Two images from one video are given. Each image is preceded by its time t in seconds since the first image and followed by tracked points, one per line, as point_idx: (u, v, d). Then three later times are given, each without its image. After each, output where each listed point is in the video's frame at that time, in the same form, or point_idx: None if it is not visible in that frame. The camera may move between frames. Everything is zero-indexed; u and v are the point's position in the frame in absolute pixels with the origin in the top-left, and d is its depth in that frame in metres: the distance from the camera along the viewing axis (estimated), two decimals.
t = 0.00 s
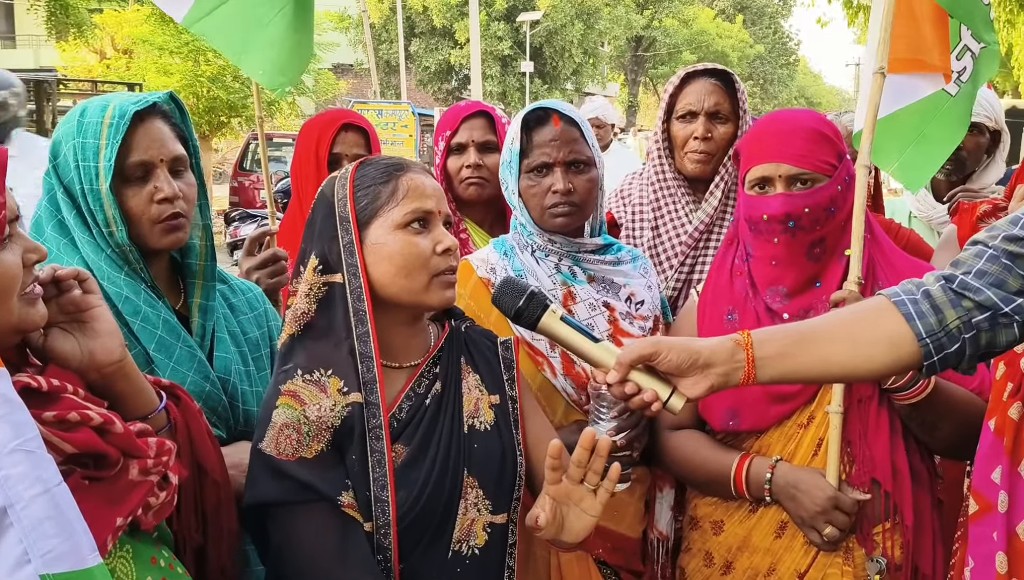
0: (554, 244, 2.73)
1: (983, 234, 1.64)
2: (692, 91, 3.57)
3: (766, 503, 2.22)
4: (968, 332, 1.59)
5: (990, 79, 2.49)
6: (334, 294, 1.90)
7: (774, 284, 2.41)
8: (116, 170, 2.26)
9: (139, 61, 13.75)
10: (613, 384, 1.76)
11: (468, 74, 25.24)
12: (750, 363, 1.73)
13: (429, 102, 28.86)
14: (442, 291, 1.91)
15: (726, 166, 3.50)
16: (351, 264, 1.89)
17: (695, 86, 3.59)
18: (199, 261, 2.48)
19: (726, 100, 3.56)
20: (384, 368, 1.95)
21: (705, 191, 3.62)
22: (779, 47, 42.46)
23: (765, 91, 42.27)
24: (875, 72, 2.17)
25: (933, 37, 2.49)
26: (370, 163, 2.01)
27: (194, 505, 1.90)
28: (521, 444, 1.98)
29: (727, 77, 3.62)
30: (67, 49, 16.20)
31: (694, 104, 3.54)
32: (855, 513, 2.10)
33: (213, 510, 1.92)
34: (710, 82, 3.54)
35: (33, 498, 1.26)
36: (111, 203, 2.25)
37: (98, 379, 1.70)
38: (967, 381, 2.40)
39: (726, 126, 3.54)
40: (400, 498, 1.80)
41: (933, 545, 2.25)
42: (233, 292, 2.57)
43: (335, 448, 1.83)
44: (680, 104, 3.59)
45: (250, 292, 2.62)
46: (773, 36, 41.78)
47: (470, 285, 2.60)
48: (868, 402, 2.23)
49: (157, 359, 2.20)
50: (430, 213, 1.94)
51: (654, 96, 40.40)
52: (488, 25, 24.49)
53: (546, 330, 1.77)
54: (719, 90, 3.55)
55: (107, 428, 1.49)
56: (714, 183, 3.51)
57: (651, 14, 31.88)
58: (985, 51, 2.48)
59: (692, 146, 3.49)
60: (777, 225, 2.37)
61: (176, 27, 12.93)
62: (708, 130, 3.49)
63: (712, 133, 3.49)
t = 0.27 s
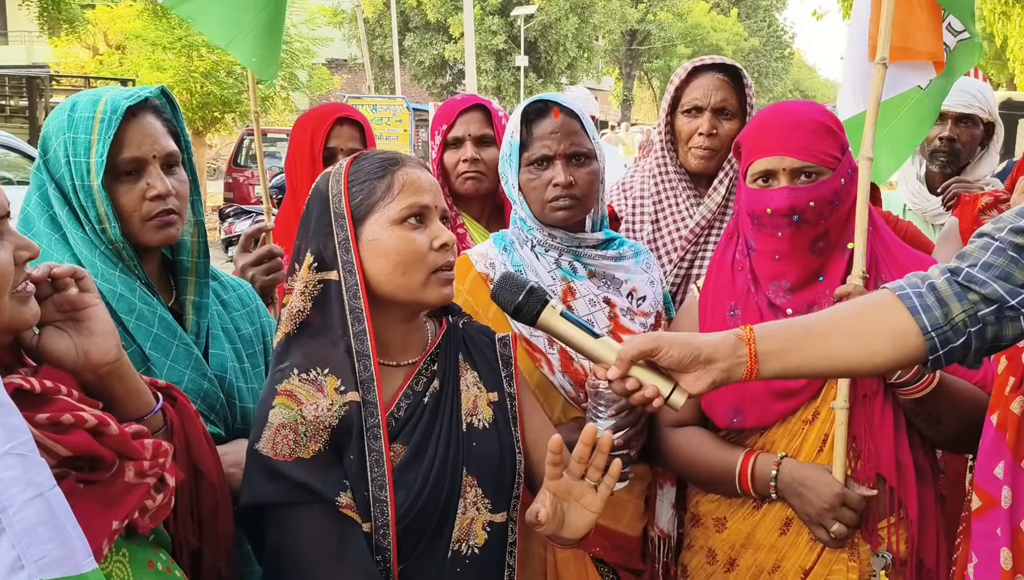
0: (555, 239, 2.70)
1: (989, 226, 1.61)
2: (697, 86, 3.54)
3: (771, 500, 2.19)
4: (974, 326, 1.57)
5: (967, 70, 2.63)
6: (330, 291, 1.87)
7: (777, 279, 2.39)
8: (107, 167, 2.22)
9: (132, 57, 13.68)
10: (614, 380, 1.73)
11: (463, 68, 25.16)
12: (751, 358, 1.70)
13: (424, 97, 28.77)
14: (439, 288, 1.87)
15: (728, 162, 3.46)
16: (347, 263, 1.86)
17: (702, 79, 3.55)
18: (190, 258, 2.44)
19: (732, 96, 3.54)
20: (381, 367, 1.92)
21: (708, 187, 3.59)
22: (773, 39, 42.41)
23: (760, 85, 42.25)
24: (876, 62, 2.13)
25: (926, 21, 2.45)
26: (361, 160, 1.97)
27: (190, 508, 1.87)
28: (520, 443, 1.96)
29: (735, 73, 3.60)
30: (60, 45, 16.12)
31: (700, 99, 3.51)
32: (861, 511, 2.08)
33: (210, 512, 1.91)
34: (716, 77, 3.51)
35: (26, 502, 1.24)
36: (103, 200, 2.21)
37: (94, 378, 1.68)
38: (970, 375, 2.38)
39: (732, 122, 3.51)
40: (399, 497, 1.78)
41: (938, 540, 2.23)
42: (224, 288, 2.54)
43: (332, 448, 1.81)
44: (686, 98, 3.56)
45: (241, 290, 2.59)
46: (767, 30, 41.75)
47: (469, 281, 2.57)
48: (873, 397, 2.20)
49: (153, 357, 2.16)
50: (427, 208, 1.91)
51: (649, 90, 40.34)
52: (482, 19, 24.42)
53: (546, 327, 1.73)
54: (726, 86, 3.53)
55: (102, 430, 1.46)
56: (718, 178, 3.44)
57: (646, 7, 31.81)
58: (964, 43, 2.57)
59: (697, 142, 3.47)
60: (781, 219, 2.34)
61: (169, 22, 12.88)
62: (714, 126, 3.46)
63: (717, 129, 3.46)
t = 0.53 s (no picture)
0: (548, 233, 2.67)
1: (992, 218, 1.58)
2: (699, 79, 3.50)
3: (772, 495, 2.18)
4: (977, 319, 1.55)
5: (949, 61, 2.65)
6: (318, 289, 1.85)
7: (779, 272, 2.36)
8: (105, 162, 2.19)
9: (127, 52, 13.62)
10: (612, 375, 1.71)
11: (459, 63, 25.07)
12: (753, 352, 1.68)
13: (420, 91, 28.68)
14: (433, 286, 1.85)
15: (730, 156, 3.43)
16: (335, 260, 1.84)
17: (704, 73, 3.51)
18: (187, 255, 2.41)
19: (735, 90, 3.50)
20: (376, 362, 1.90)
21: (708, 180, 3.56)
22: (770, 33, 42.36)
23: (756, 78, 42.20)
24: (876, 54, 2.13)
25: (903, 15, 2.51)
26: (348, 157, 1.93)
27: (188, 506, 1.85)
28: (518, 435, 1.93)
29: (737, 66, 3.55)
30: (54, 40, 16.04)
31: (702, 92, 3.46)
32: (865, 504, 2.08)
33: (209, 510, 1.89)
34: (718, 70, 3.46)
35: (15, 502, 1.22)
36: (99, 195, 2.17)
37: (89, 375, 1.65)
38: (970, 368, 2.36)
39: (733, 116, 3.48)
40: (397, 493, 1.75)
41: (939, 534, 2.22)
42: (218, 285, 2.52)
43: (328, 444, 1.79)
44: (687, 92, 3.52)
45: (235, 285, 2.57)
46: (764, 23, 41.69)
47: (464, 277, 2.53)
48: (874, 390, 2.19)
49: (152, 353, 2.14)
50: (419, 203, 1.88)
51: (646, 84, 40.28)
52: (478, 14, 24.35)
53: (546, 322, 1.70)
54: (728, 78, 3.48)
55: (94, 428, 1.44)
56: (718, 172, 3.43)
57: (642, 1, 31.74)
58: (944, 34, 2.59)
59: (697, 135, 3.43)
60: (784, 211, 2.32)
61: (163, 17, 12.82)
62: (715, 120, 3.43)
63: (718, 123, 3.43)
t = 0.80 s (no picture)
0: (545, 230, 2.65)
1: (995, 215, 1.58)
2: (701, 75, 3.49)
3: (770, 493, 2.18)
4: (980, 316, 1.55)
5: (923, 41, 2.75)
6: (314, 288, 1.84)
7: (778, 268, 2.37)
8: (99, 161, 2.17)
9: (120, 49, 13.56)
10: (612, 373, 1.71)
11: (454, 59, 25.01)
12: (755, 351, 1.68)
13: (414, 88, 28.63)
14: (431, 284, 1.84)
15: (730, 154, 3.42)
16: (331, 259, 1.84)
17: (704, 70, 3.50)
18: (186, 253, 2.40)
19: (735, 87, 3.49)
20: (374, 361, 1.90)
21: (707, 177, 3.57)
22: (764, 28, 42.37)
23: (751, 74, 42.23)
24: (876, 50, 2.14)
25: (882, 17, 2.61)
26: (343, 157, 1.92)
27: (187, 507, 1.84)
28: (516, 431, 1.90)
29: (738, 63, 3.54)
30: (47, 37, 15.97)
31: (702, 89, 3.46)
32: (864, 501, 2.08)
33: (209, 511, 1.88)
34: (718, 68, 3.46)
35: (13, 504, 1.22)
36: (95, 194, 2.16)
37: (88, 375, 1.64)
38: (967, 364, 2.37)
39: (734, 113, 3.47)
40: (394, 492, 1.75)
41: (936, 530, 2.22)
42: (217, 284, 2.50)
43: (326, 444, 1.79)
44: (688, 88, 3.52)
45: (235, 285, 2.55)
46: (758, 19, 41.71)
47: (460, 275, 2.51)
48: (873, 386, 2.19)
49: (151, 351, 2.13)
50: (415, 204, 1.86)
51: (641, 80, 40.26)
52: (472, 10, 24.31)
53: (545, 322, 1.74)
54: (729, 76, 3.48)
55: (92, 429, 1.43)
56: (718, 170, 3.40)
57: None
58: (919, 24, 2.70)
59: (697, 133, 3.43)
60: (785, 207, 2.31)
61: (156, 14, 12.76)
62: (715, 117, 3.41)
63: (718, 121, 3.42)
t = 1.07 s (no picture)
0: (540, 231, 2.66)
1: (988, 213, 1.60)
2: (694, 75, 3.50)
3: (763, 492, 2.19)
4: (974, 314, 1.56)
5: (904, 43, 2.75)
6: (307, 289, 1.84)
7: (769, 266, 2.37)
8: (95, 160, 2.16)
9: (112, 47, 13.50)
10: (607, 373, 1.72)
11: (446, 58, 24.98)
12: (750, 348, 1.68)
13: (406, 86, 28.59)
14: (425, 280, 1.83)
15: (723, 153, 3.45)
16: (322, 259, 1.83)
17: (697, 69, 3.51)
18: (185, 253, 2.39)
19: (729, 87, 3.50)
20: (370, 362, 1.90)
21: (700, 177, 3.58)
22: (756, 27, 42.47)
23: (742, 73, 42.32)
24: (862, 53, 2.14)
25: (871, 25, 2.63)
26: (333, 157, 1.92)
27: (182, 509, 1.84)
28: (514, 432, 1.91)
29: (733, 63, 3.56)
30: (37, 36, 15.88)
31: (696, 89, 3.47)
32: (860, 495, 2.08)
33: (204, 514, 1.88)
34: (712, 67, 3.47)
35: (9, 508, 1.21)
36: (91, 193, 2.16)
37: (82, 378, 1.64)
38: (957, 362, 2.39)
39: (727, 113, 3.48)
40: (390, 493, 1.75)
41: (928, 528, 2.23)
42: (218, 285, 2.49)
43: (323, 447, 1.79)
44: (681, 88, 3.52)
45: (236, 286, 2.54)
46: (749, 17, 41.81)
47: (454, 276, 2.51)
48: (862, 385, 2.21)
49: (148, 352, 2.12)
50: (405, 200, 1.86)
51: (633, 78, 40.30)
52: (465, 9, 24.30)
53: (540, 319, 1.73)
54: (723, 76, 3.50)
55: (87, 432, 1.43)
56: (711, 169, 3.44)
57: None
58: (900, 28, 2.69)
59: (691, 132, 3.43)
60: (776, 204, 2.32)
61: (147, 13, 12.71)
62: (709, 117, 3.42)
63: (712, 120, 3.43)
